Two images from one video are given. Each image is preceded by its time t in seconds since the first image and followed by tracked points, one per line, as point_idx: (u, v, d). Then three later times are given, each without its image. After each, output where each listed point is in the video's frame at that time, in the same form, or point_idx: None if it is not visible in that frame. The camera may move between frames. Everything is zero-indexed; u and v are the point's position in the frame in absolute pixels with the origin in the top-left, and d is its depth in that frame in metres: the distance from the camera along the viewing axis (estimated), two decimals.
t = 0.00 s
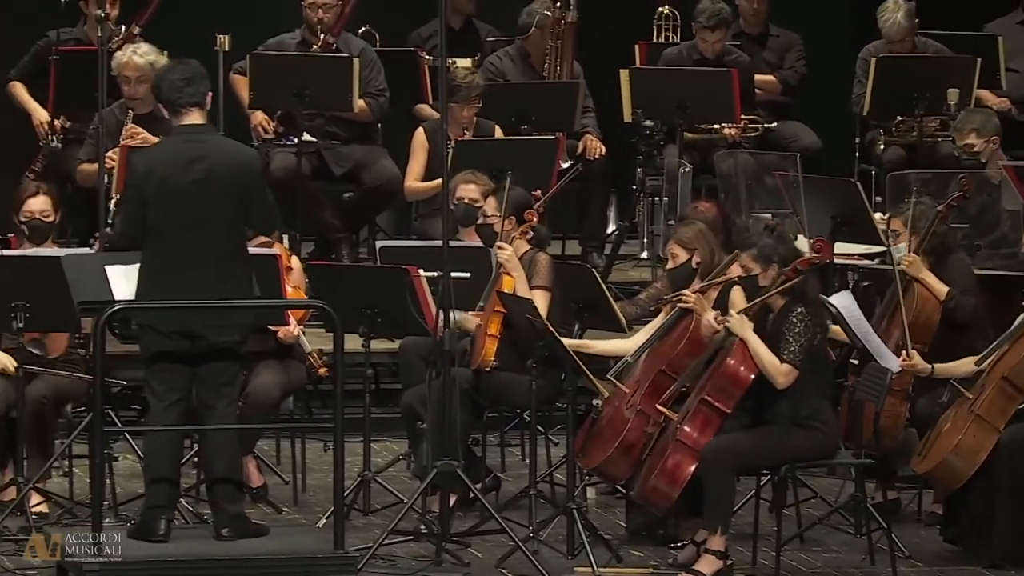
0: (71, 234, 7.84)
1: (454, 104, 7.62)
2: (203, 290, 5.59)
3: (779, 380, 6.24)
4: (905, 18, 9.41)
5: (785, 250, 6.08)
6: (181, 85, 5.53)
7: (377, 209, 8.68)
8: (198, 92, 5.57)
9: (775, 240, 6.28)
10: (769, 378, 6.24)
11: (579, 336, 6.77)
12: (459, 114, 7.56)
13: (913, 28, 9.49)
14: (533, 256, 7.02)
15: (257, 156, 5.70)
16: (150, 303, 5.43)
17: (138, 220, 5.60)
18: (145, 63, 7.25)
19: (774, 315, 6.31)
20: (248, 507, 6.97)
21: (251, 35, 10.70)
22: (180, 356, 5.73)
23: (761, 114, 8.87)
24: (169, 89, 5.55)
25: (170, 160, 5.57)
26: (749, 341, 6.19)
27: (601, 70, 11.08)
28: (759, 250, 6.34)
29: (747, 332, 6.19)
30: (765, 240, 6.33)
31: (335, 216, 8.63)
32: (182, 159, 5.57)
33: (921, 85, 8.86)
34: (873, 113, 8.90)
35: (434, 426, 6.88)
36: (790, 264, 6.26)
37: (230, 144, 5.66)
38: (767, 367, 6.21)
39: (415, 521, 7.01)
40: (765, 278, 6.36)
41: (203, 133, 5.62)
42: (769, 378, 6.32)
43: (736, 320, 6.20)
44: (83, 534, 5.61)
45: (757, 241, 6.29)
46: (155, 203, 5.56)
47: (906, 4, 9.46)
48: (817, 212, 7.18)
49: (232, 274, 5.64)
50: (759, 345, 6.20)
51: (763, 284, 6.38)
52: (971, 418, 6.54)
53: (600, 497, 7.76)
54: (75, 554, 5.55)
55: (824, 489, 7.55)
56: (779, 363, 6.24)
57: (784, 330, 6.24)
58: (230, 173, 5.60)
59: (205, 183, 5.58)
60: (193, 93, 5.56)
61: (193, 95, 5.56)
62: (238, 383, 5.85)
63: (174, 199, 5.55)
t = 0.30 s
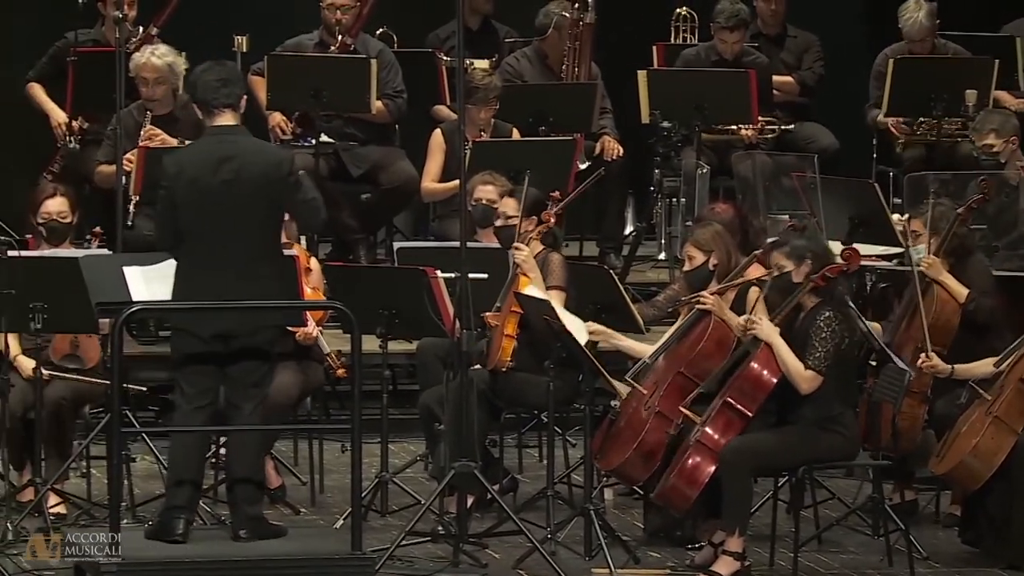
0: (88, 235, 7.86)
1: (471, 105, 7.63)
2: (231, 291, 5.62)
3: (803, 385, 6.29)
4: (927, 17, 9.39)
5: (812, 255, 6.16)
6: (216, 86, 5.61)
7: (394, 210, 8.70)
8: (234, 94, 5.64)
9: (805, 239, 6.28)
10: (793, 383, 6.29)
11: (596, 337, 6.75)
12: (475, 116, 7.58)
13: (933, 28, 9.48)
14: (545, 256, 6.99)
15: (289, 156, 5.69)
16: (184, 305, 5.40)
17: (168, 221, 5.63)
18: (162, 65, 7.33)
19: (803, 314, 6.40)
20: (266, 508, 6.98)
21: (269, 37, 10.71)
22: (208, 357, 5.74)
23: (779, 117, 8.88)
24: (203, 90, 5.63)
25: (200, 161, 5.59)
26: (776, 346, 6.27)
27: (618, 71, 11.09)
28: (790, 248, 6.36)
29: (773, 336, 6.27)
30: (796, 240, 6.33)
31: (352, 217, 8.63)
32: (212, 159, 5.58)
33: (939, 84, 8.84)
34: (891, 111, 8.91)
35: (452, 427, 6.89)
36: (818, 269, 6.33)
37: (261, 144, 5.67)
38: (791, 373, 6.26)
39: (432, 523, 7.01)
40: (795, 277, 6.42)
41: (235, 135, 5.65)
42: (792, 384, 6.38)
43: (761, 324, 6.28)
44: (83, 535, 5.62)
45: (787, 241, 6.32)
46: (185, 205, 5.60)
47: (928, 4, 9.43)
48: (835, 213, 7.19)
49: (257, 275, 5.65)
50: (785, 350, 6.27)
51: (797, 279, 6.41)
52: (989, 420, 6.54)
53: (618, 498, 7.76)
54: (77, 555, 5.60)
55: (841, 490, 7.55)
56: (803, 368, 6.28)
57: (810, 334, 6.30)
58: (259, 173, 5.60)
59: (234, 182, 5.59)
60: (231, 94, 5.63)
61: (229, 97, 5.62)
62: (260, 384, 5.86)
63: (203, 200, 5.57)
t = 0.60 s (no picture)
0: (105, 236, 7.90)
1: (488, 105, 7.65)
2: (258, 292, 5.66)
3: (821, 386, 6.28)
4: (936, 21, 9.40)
5: (833, 258, 6.19)
6: (252, 89, 5.65)
7: (412, 211, 8.71)
8: (268, 95, 5.69)
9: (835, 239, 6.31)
10: (811, 385, 6.29)
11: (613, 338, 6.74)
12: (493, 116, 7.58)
13: (944, 31, 9.48)
14: (561, 256, 6.91)
15: (317, 154, 5.73)
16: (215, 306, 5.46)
17: (208, 228, 5.71)
18: (183, 65, 7.54)
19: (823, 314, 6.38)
20: (283, 509, 7.00)
21: (285, 38, 10.68)
22: (231, 359, 5.77)
23: (797, 118, 8.87)
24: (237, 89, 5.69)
25: (230, 164, 5.66)
26: (794, 347, 6.26)
27: (635, 72, 11.10)
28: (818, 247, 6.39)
29: (792, 337, 6.26)
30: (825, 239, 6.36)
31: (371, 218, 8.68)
32: (240, 161, 5.64)
33: (956, 85, 8.81)
34: (909, 111, 8.88)
35: (470, 428, 6.89)
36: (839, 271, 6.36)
37: (288, 146, 5.71)
38: (811, 375, 6.27)
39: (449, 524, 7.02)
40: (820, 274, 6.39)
41: (266, 136, 5.70)
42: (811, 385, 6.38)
43: (779, 326, 6.27)
44: (85, 537, 5.93)
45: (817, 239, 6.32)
46: (217, 207, 5.65)
47: (936, 7, 9.44)
48: (853, 214, 7.19)
49: (282, 276, 5.68)
50: (804, 350, 6.27)
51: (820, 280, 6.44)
52: (1008, 422, 6.54)
53: (636, 499, 7.77)
54: (78, 556, 5.92)
55: (859, 492, 7.56)
56: (821, 369, 6.28)
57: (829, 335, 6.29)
58: (285, 175, 5.65)
59: (262, 183, 5.64)
60: (265, 97, 5.68)
61: (263, 99, 5.68)
62: (284, 386, 5.86)
63: (231, 201, 5.62)
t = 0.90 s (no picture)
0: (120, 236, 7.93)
1: (502, 104, 7.67)
2: (274, 292, 5.65)
3: (837, 387, 6.29)
4: (944, 22, 9.39)
5: (850, 259, 6.19)
6: (272, 91, 5.66)
7: (426, 212, 8.73)
8: (287, 98, 5.70)
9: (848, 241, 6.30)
10: (827, 386, 6.30)
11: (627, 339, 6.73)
12: (508, 114, 7.63)
13: (953, 32, 9.46)
14: (573, 256, 6.93)
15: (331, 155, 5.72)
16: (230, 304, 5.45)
17: (222, 228, 5.71)
18: (199, 65, 7.56)
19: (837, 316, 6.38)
20: (296, 509, 7.01)
21: (300, 38, 10.69)
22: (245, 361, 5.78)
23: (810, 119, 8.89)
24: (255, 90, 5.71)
25: (245, 163, 5.66)
26: (811, 348, 6.26)
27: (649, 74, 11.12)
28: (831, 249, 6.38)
29: (808, 338, 6.27)
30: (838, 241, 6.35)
31: (384, 219, 8.70)
32: (257, 161, 5.65)
33: (969, 85, 8.80)
34: (922, 111, 8.86)
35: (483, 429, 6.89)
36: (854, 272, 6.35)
37: (304, 147, 5.72)
38: (827, 376, 6.27)
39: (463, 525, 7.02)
40: (834, 277, 6.41)
41: (282, 137, 5.72)
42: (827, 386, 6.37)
43: (795, 327, 6.27)
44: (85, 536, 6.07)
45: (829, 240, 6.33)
46: (235, 206, 5.65)
47: (945, 9, 9.44)
48: (866, 215, 7.20)
49: (297, 276, 5.68)
50: (820, 351, 6.27)
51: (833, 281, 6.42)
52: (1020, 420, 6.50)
53: (650, 499, 7.77)
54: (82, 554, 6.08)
55: (874, 492, 7.56)
56: (836, 370, 6.28)
57: (845, 337, 6.29)
58: (301, 175, 5.66)
59: (277, 183, 5.64)
60: (285, 99, 5.69)
61: (283, 102, 5.69)
62: (300, 387, 5.86)
63: (246, 201, 5.63)
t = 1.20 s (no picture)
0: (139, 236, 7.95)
1: (519, 103, 7.75)
2: (294, 296, 5.67)
3: (854, 389, 6.28)
4: (960, 23, 9.39)
5: (867, 262, 6.19)
6: (292, 94, 5.60)
7: (443, 214, 8.74)
8: (304, 103, 5.66)
9: (868, 242, 6.28)
10: (845, 388, 6.30)
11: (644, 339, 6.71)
12: (524, 112, 7.71)
13: (969, 33, 9.46)
14: (590, 257, 6.87)
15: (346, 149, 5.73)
16: (248, 307, 5.44)
17: (236, 219, 5.68)
18: (222, 64, 7.64)
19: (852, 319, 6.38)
20: (314, 510, 7.02)
21: (317, 39, 10.70)
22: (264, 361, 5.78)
23: (826, 119, 8.96)
24: (276, 87, 5.65)
25: (259, 157, 5.66)
26: (827, 350, 6.26)
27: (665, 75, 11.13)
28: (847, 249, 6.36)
29: (824, 339, 6.27)
30: (853, 241, 6.34)
31: (401, 220, 8.71)
32: (271, 157, 5.64)
33: (986, 86, 8.78)
34: (938, 113, 8.85)
35: (500, 430, 6.89)
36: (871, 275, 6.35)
37: (317, 143, 5.70)
38: (844, 379, 6.26)
39: (480, 526, 7.03)
40: (850, 278, 6.41)
41: (296, 135, 5.70)
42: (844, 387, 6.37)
43: (813, 329, 6.28)
44: (85, 538, 6.41)
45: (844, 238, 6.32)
46: (249, 201, 5.65)
47: (961, 10, 9.42)
48: (883, 215, 7.20)
49: (314, 277, 5.69)
50: (837, 353, 6.27)
51: (850, 282, 6.41)
52: None
53: (668, 500, 7.78)
54: (80, 553, 6.45)
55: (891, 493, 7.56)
56: (853, 372, 6.28)
57: (861, 339, 6.29)
58: (317, 174, 5.65)
59: (293, 180, 5.63)
60: (301, 106, 5.64)
61: (300, 106, 5.64)
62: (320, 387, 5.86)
63: (262, 197, 5.63)
